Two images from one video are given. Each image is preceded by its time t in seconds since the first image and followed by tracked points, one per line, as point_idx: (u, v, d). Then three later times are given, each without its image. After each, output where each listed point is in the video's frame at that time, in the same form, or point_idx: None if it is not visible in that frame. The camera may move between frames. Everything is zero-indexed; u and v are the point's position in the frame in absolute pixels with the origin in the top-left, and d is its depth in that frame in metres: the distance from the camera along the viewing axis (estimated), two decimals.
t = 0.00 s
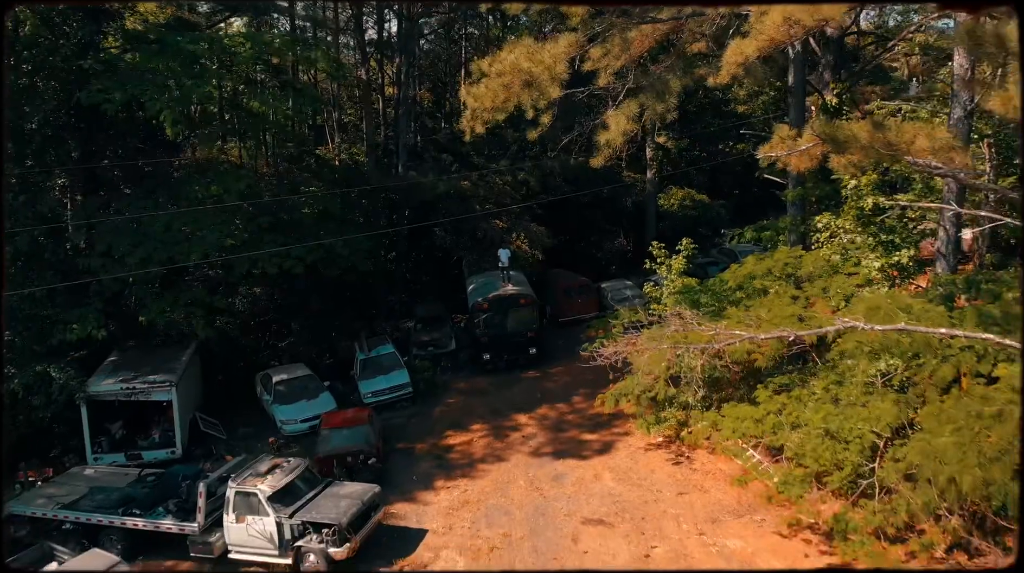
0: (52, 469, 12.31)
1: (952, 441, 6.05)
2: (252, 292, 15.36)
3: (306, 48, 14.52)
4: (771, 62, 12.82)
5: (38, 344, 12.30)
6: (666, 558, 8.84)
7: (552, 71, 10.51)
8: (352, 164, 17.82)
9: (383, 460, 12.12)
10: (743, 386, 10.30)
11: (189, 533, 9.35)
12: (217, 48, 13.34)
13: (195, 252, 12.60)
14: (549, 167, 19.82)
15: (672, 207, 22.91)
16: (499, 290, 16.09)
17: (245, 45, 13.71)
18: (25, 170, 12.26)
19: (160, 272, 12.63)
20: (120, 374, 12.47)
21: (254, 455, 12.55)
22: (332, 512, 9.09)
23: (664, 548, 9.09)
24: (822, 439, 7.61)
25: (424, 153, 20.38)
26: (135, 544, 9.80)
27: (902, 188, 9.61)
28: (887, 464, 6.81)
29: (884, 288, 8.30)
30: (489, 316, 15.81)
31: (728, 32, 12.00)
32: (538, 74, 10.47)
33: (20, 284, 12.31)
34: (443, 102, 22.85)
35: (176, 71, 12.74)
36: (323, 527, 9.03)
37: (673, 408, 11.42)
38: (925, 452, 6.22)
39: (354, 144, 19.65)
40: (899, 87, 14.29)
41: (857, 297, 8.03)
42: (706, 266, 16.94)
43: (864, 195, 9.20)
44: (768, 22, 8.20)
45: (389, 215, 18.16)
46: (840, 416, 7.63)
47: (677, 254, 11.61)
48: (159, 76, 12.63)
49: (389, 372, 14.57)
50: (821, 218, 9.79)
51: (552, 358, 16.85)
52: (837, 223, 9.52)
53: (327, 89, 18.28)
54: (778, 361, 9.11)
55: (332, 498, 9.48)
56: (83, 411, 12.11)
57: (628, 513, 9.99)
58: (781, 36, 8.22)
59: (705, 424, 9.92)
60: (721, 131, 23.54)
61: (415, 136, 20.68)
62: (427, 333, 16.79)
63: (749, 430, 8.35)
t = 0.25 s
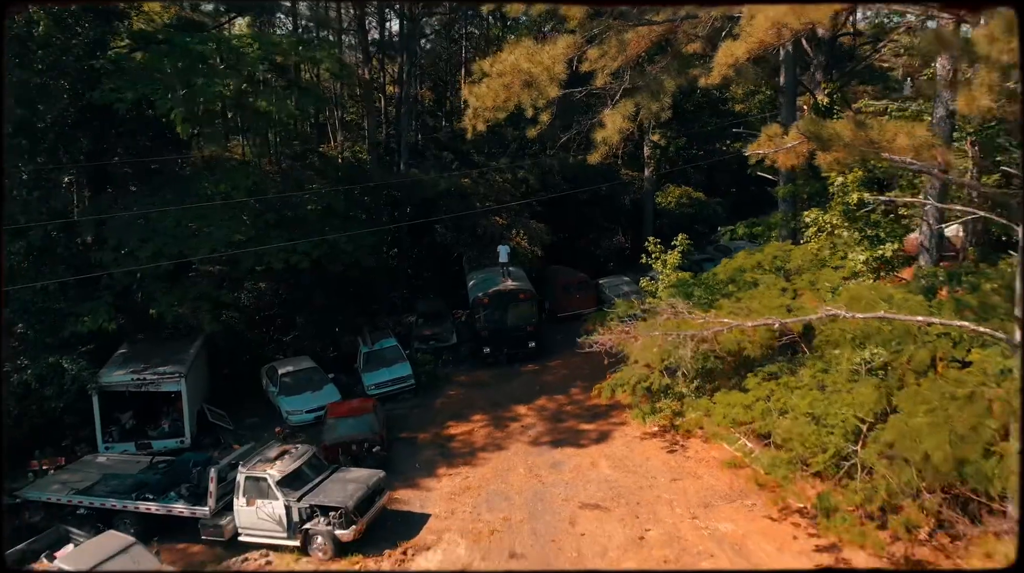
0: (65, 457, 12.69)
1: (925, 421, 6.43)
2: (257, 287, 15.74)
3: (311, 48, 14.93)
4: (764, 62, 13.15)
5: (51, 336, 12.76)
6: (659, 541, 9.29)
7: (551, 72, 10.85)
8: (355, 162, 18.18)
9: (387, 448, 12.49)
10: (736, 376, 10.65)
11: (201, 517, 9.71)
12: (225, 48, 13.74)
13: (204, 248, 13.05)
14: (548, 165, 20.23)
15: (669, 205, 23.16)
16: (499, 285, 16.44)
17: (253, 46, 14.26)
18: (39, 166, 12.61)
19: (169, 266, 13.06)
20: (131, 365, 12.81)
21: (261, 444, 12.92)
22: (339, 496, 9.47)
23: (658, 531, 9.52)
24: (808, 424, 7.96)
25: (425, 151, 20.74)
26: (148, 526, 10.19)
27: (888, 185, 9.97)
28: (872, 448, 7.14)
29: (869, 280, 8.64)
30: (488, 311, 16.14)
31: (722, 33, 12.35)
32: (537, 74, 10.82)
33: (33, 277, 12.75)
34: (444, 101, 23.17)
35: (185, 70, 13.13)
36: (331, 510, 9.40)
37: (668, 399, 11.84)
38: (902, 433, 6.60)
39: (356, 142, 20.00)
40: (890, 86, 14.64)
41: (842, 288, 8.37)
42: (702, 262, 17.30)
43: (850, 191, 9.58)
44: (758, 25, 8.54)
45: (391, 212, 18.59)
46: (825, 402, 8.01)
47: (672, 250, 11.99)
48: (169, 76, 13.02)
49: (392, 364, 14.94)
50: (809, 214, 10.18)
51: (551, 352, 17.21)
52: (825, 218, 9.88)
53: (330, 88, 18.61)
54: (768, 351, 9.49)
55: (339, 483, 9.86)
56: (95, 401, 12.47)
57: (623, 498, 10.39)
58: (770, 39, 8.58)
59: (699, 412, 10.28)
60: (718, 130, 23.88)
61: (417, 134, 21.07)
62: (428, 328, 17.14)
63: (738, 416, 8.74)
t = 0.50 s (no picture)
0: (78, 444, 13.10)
1: (899, 402, 6.85)
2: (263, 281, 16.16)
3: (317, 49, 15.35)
4: (758, 62, 13.53)
5: (63, 328, 13.15)
6: (654, 523, 9.73)
7: (549, 72, 11.24)
8: (358, 160, 18.58)
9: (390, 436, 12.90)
10: (727, 366, 11.07)
11: (213, 500, 10.10)
12: (233, 49, 14.12)
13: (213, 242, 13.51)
14: (547, 163, 20.59)
15: (666, 203, 23.46)
16: (499, 279, 16.86)
17: (261, 47, 14.68)
18: (53, 162, 13.04)
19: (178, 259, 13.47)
20: (142, 356, 13.20)
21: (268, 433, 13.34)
22: (346, 479, 9.88)
23: (652, 513, 9.96)
24: (794, 408, 8.37)
25: (426, 149, 21.14)
26: (162, 509, 10.59)
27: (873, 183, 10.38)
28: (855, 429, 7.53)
29: (855, 272, 9.02)
30: (489, 305, 16.58)
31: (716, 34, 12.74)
32: (536, 74, 11.21)
33: (46, 271, 13.10)
34: (444, 100, 23.56)
35: (196, 70, 13.56)
36: (338, 493, 9.81)
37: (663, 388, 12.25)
38: (879, 414, 7.04)
39: (359, 141, 20.39)
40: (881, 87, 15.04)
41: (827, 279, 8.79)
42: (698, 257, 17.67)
43: (836, 187, 9.98)
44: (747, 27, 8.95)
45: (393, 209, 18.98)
46: (810, 387, 8.43)
47: (666, 245, 12.40)
48: (180, 75, 13.42)
49: (395, 356, 15.34)
50: (798, 209, 10.58)
51: (550, 346, 17.61)
52: (812, 213, 10.29)
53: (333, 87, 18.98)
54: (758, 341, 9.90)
55: (346, 467, 10.27)
56: (107, 390, 12.85)
57: (619, 482, 10.82)
58: (759, 42, 8.99)
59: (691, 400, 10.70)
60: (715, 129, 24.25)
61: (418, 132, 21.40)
62: (430, 321, 17.55)
63: (727, 401, 9.18)
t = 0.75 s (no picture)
0: (93, 431, 13.57)
1: (876, 381, 7.28)
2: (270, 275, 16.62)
3: (324, 49, 15.84)
4: (752, 63, 13.97)
5: (78, 319, 13.55)
6: (648, 503, 10.19)
7: (549, 73, 11.69)
8: (362, 157, 19.03)
9: (395, 424, 13.36)
10: (720, 356, 11.52)
11: (226, 482, 10.52)
12: (243, 50, 14.58)
13: (225, 236, 14.08)
14: (547, 161, 21.02)
15: (663, 201, 23.68)
16: (499, 273, 17.26)
17: (269, 47, 15.23)
18: (69, 159, 13.50)
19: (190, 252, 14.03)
20: (154, 346, 13.63)
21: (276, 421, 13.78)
22: (354, 462, 10.34)
23: (646, 494, 10.42)
24: (780, 391, 8.81)
25: (428, 147, 21.58)
26: (176, 491, 11.05)
27: (859, 180, 10.82)
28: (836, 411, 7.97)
29: (840, 263, 9.46)
30: (489, 299, 16.99)
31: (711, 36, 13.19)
32: (536, 74, 11.67)
33: (62, 264, 13.55)
34: (446, 99, 24.01)
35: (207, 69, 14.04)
36: (347, 475, 10.26)
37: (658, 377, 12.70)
38: (858, 393, 7.48)
39: (362, 138, 20.85)
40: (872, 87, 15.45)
41: (812, 269, 9.23)
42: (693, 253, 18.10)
43: (822, 183, 10.44)
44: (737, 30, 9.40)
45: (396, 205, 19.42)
46: (796, 371, 8.87)
47: (661, 240, 12.85)
48: (191, 75, 13.91)
49: (398, 348, 15.78)
50: (786, 205, 11.02)
51: (549, 339, 18.05)
52: (799, 208, 10.75)
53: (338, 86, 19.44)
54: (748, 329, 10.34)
55: (353, 451, 10.72)
56: (120, 379, 13.28)
57: (614, 466, 11.28)
58: (748, 44, 9.44)
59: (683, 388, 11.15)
60: (711, 128, 24.66)
61: (420, 130, 21.82)
62: (432, 315, 17.98)
63: (717, 386, 9.62)
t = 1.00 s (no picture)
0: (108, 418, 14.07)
1: (855, 361, 7.74)
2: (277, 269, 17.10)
3: (331, 50, 16.36)
4: (745, 64, 14.46)
5: (93, 310, 14.02)
6: (643, 484, 10.71)
7: (548, 73, 12.16)
8: (366, 155, 19.52)
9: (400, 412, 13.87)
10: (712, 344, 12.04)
11: (240, 464, 11.02)
12: (253, 50, 15.12)
13: (235, 228, 14.58)
14: (546, 158, 21.51)
15: (661, 198, 24.32)
16: (500, 268, 17.75)
17: (279, 48, 15.75)
18: (85, 155, 13.99)
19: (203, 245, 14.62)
20: (166, 337, 14.12)
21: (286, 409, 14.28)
22: (362, 445, 10.83)
23: (641, 476, 10.94)
24: (767, 375, 9.31)
25: (430, 144, 22.06)
26: (191, 473, 11.55)
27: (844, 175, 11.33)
28: (818, 392, 8.44)
29: (826, 254, 9.93)
30: (489, 293, 17.47)
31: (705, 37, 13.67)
32: (536, 75, 12.14)
33: (77, 257, 14.02)
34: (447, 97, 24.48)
35: (218, 69, 14.56)
36: (355, 457, 10.76)
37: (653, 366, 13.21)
38: (839, 374, 7.97)
39: (366, 136, 21.33)
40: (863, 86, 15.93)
41: (798, 260, 9.73)
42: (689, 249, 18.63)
43: (809, 178, 10.94)
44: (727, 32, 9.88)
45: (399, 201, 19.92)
46: (781, 356, 9.35)
47: (656, 234, 13.35)
48: (203, 74, 14.46)
49: (402, 340, 16.29)
50: (775, 199, 11.48)
51: (548, 331, 18.55)
52: (787, 203, 11.26)
53: (342, 85, 19.92)
54: (739, 318, 10.85)
55: (362, 434, 11.23)
56: (135, 368, 13.78)
57: (611, 450, 11.80)
58: (738, 46, 9.93)
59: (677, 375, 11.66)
60: (708, 126, 25.14)
61: (423, 129, 22.29)
62: (435, 308, 18.49)
63: (709, 371, 10.12)
